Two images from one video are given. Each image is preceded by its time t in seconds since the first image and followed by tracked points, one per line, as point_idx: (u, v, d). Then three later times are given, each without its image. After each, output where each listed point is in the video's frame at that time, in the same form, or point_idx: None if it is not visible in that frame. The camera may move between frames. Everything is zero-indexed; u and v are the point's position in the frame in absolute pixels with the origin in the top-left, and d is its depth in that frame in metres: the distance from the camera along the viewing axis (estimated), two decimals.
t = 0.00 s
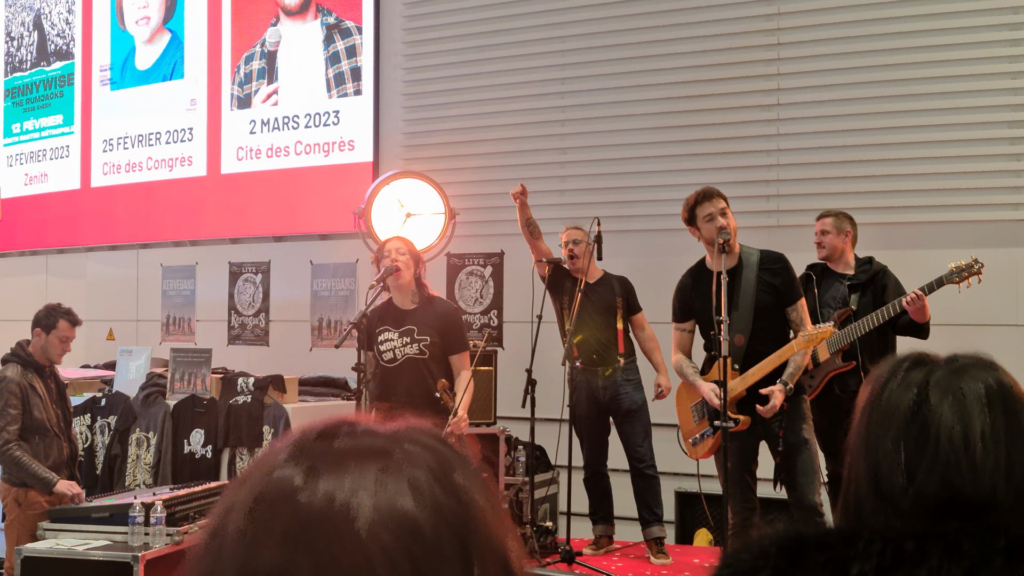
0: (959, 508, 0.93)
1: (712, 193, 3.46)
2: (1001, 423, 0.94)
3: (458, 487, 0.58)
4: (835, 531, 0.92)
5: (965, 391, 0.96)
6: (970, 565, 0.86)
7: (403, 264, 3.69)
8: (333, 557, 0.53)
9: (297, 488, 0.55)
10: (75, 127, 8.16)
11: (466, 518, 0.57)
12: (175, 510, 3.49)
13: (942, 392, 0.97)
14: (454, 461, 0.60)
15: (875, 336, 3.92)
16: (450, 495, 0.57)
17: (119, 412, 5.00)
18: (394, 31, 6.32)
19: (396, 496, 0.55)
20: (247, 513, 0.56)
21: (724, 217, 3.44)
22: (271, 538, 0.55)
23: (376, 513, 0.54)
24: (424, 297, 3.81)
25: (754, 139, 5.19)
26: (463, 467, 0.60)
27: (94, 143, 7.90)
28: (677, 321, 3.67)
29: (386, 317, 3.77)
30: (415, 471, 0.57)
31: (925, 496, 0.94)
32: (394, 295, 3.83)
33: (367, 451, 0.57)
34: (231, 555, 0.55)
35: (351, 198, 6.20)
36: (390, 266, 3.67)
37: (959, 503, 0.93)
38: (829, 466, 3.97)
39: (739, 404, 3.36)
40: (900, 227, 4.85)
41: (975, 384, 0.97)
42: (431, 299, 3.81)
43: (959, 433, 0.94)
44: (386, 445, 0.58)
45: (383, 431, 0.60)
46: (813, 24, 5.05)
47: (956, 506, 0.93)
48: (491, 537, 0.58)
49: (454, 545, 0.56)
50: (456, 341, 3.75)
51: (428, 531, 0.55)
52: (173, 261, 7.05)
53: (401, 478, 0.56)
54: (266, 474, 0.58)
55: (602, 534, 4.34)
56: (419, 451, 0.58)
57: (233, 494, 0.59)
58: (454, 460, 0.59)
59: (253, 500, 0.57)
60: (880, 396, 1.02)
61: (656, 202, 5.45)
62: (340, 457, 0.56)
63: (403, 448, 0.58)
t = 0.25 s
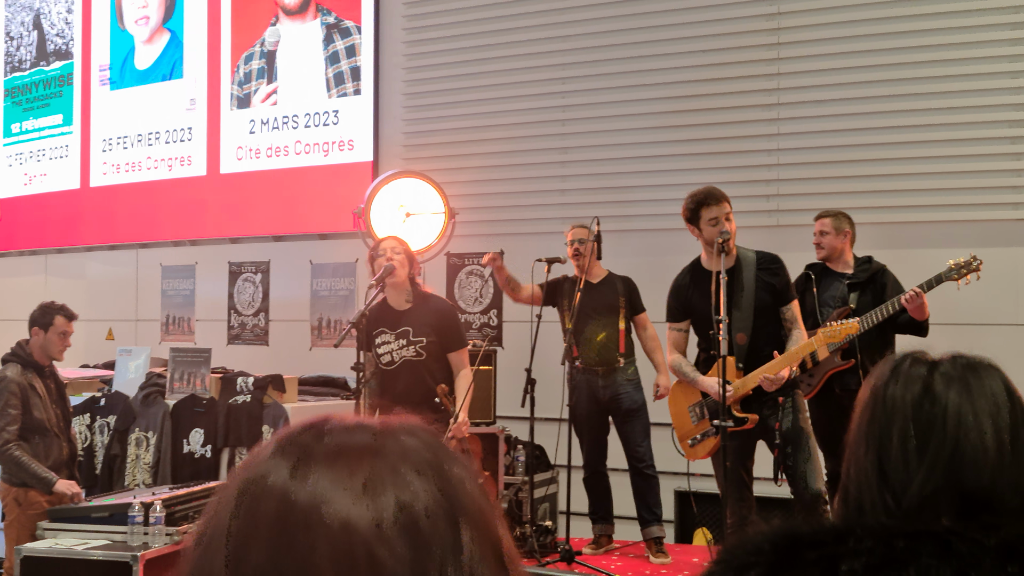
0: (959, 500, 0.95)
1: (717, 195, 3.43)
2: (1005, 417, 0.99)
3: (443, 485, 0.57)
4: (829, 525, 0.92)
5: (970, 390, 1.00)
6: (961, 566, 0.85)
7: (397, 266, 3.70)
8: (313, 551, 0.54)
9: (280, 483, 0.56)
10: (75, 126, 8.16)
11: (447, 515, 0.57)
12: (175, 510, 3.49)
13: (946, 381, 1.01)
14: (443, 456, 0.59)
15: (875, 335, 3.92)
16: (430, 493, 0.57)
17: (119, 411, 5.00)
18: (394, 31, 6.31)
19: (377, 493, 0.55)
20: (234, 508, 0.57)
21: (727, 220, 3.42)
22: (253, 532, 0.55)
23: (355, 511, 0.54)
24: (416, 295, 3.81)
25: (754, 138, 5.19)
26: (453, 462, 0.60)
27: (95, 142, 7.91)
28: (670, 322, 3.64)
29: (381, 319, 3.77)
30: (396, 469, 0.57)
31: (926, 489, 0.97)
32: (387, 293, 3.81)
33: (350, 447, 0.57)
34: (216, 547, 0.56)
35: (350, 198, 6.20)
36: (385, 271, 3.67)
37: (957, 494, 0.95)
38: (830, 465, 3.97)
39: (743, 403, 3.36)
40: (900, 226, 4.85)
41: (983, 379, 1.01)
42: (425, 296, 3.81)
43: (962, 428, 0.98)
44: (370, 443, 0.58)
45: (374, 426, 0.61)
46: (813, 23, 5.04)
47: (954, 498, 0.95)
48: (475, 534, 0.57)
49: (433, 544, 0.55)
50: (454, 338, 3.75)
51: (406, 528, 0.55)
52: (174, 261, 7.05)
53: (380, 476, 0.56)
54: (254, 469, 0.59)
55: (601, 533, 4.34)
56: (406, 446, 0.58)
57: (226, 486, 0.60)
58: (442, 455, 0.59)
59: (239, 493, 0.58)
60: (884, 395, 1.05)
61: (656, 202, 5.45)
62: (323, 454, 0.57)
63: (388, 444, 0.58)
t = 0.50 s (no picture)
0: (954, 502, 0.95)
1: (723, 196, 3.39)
2: (1008, 420, 0.98)
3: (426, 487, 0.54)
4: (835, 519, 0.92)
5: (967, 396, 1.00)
6: (955, 563, 0.85)
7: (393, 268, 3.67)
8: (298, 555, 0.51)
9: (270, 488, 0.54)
10: (73, 126, 8.15)
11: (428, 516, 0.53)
12: (172, 510, 3.49)
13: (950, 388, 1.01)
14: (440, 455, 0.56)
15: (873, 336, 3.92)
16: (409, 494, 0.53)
17: (117, 412, 5.00)
18: (391, 31, 6.31)
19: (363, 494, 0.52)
20: (228, 509, 0.55)
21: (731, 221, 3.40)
22: (248, 538, 0.53)
23: (344, 511, 0.52)
24: (411, 296, 3.78)
25: (751, 138, 5.19)
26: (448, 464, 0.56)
27: (92, 143, 7.90)
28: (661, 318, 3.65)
29: (378, 322, 3.75)
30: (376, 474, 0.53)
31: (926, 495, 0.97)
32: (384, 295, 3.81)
33: (338, 450, 0.54)
34: (216, 551, 0.55)
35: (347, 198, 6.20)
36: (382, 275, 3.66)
37: (958, 496, 0.96)
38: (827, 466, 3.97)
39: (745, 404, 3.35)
40: (897, 226, 4.85)
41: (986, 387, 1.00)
42: (421, 296, 3.79)
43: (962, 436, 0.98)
44: (359, 445, 0.55)
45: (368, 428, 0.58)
46: (810, 23, 5.05)
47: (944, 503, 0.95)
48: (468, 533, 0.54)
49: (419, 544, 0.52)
50: (451, 338, 3.72)
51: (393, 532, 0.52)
52: (171, 262, 7.05)
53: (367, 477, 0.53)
54: (251, 473, 0.57)
55: (600, 534, 4.34)
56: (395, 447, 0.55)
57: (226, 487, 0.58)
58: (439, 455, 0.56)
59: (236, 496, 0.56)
60: (883, 404, 1.04)
61: (653, 202, 5.45)
62: (312, 458, 0.54)
63: (377, 444, 0.55)
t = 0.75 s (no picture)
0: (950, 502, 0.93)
1: (721, 194, 3.39)
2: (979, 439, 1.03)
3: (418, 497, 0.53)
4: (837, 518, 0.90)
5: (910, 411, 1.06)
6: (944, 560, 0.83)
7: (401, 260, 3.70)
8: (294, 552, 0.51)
9: (269, 483, 0.54)
10: (70, 126, 8.14)
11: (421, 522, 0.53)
12: (171, 510, 3.49)
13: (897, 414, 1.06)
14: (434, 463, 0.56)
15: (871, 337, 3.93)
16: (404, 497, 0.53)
17: (114, 412, 5.01)
18: (389, 31, 6.31)
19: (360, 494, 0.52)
20: (227, 509, 0.55)
21: (728, 220, 3.40)
22: (248, 532, 0.53)
23: (342, 510, 0.51)
24: (416, 293, 3.79)
25: (749, 139, 5.19)
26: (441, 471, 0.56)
27: (90, 142, 7.89)
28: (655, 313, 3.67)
29: (383, 317, 3.78)
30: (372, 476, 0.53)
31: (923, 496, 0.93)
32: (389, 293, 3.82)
33: (336, 450, 0.54)
34: (213, 551, 0.55)
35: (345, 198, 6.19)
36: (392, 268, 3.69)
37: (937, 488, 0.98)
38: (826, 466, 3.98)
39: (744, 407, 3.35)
40: (895, 227, 4.86)
41: (937, 404, 1.05)
42: (426, 293, 3.79)
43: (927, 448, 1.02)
44: (357, 446, 0.54)
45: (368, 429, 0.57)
46: (808, 24, 5.05)
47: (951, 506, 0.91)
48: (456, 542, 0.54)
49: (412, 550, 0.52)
50: (455, 336, 3.69)
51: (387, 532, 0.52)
52: (169, 262, 7.04)
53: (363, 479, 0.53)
54: (251, 469, 0.56)
55: (598, 534, 4.34)
56: (392, 449, 0.55)
57: (226, 485, 0.58)
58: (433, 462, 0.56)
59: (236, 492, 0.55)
60: (852, 446, 1.08)
61: (651, 203, 5.45)
62: (311, 456, 0.54)
63: (373, 447, 0.55)
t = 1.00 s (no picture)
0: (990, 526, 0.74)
1: (722, 194, 3.41)
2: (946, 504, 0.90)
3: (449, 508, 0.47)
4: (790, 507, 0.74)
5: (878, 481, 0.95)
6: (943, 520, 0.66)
7: (422, 268, 3.66)
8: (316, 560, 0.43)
9: (284, 481, 0.46)
10: (72, 127, 8.14)
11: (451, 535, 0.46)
12: (173, 510, 3.50)
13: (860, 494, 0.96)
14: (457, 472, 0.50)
15: (873, 337, 3.93)
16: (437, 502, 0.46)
17: (116, 412, 4.99)
18: (391, 32, 6.31)
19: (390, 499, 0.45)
20: (235, 507, 0.47)
21: (726, 216, 3.37)
22: (256, 538, 0.45)
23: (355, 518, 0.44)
24: (427, 300, 3.79)
25: (751, 139, 5.19)
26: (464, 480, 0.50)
27: (92, 143, 7.89)
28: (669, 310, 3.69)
29: (389, 323, 3.73)
30: (406, 478, 0.46)
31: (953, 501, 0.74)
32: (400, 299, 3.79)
33: (361, 447, 0.47)
34: (214, 556, 0.47)
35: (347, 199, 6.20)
36: (413, 278, 3.64)
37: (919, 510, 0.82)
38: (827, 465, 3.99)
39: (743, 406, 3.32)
40: (898, 227, 4.85)
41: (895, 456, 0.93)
42: (435, 301, 3.79)
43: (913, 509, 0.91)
44: (385, 443, 0.47)
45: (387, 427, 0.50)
46: (810, 24, 5.05)
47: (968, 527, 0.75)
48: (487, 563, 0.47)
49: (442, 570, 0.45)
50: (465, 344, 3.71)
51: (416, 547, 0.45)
52: (170, 263, 7.05)
53: (393, 482, 0.45)
54: (258, 468, 0.48)
55: (600, 534, 4.34)
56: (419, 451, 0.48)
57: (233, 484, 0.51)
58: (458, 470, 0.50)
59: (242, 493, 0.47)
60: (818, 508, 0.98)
61: (653, 203, 5.45)
62: (333, 453, 0.46)
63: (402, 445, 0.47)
